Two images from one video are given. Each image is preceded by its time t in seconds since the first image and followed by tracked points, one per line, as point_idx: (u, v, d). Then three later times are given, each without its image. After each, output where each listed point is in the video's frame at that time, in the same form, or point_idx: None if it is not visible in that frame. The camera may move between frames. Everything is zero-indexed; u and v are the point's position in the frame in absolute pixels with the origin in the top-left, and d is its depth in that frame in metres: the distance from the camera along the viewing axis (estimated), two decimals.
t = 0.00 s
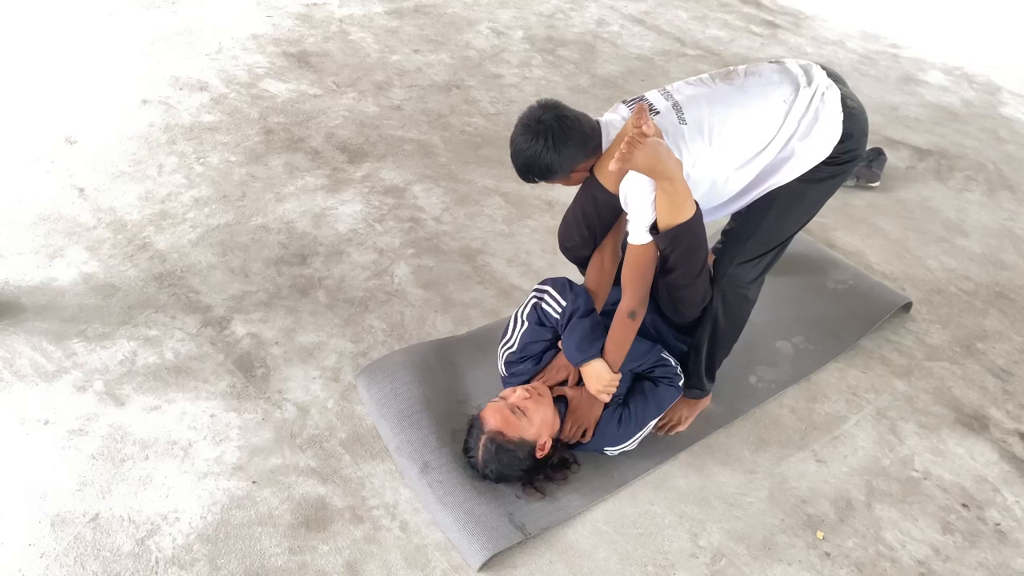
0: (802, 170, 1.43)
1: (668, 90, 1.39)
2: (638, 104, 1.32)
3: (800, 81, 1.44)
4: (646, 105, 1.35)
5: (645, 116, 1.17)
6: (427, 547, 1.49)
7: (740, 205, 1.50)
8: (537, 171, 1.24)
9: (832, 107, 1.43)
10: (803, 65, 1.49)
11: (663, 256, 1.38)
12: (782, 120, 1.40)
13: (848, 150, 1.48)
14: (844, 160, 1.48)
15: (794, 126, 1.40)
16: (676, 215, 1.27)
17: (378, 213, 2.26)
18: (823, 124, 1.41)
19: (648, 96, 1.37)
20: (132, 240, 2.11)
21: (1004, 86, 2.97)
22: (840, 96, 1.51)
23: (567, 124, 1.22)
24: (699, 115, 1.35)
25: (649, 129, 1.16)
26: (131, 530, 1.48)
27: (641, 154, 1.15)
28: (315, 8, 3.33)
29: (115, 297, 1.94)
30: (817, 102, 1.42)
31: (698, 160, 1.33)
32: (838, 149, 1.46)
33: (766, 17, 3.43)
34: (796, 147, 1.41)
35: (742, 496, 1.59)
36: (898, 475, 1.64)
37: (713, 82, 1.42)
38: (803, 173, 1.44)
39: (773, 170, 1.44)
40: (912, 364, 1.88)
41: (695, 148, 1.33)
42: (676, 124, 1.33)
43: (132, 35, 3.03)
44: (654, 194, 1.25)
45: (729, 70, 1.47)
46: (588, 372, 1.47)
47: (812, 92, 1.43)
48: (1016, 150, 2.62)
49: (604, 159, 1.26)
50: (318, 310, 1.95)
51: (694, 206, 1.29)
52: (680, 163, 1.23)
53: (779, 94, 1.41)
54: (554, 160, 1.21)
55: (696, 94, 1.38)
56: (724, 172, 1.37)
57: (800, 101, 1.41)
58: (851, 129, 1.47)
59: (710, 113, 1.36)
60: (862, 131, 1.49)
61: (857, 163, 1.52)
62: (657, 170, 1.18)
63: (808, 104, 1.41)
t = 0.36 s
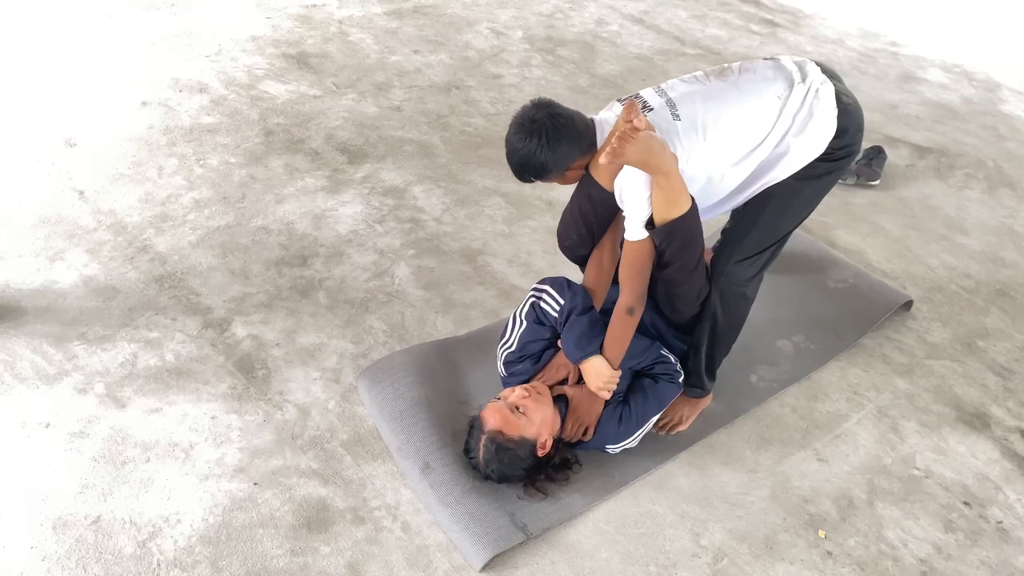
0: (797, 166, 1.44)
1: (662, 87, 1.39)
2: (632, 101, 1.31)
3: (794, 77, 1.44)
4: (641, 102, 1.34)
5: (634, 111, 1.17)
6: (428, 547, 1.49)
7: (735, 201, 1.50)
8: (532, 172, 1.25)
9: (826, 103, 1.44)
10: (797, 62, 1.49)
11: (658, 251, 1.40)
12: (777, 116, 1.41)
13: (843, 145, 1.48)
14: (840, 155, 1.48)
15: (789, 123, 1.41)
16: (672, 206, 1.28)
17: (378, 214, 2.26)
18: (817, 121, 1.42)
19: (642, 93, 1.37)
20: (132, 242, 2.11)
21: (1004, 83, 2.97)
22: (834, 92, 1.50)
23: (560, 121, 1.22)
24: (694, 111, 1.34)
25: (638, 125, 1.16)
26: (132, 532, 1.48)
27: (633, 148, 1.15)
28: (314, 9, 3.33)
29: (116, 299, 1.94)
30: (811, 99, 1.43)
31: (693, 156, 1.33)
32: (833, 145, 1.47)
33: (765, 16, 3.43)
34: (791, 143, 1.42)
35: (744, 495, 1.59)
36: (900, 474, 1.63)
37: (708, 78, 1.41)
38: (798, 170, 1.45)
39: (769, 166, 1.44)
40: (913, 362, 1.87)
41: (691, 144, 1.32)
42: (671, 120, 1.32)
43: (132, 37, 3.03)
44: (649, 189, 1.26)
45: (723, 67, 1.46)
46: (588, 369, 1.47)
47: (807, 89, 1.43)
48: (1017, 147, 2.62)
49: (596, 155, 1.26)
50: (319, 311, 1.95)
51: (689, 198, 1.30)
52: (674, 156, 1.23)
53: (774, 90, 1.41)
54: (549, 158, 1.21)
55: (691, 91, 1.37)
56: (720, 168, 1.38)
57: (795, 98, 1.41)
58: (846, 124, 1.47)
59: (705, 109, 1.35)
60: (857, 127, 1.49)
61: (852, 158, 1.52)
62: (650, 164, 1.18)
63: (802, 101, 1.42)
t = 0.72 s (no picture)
0: (793, 163, 1.44)
1: (657, 87, 1.39)
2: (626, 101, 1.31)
3: (788, 73, 1.44)
4: (635, 102, 1.35)
5: (626, 114, 1.19)
6: (429, 547, 1.49)
7: (733, 199, 1.51)
8: (530, 177, 1.25)
9: (820, 99, 1.43)
10: (792, 58, 1.50)
11: (656, 249, 1.41)
12: (771, 113, 1.41)
13: (838, 142, 1.49)
14: (835, 152, 1.49)
15: (782, 120, 1.41)
16: (671, 205, 1.30)
17: (377, 215, 2.26)
18: (812, 117, 1.42)
19: (636, 93, 1.37)
20: (132, 244, 2.11)
21: (1003, 81, 2.97)
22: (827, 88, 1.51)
23: (556, 124, 1.22)
24: (689, 110, 1.35)
25: (631, 127, 1.19)
26: (133, 533, 1.48)
27: (628, 152, 1.19)
28: (313, 11, 3.33)
29: (116, 301, 1.94)
30: (805, 95, 1.43)
31: (688, 154, 1.34)
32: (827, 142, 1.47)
33: (763, 15, 3.43)
34: (786, 140, 1.42)
35: (744, 493, 1.59)
36: (900, 470, 1.64)
37: (702, 77, 1.42)
38: (793, 166, 1.45)
39: (764, 163, 1.45)
40: (913, 359, 1.88)
41: (686, 142, 1.33)
42: (666, 119, 1.33)
43: (131, 39, 3.04)
44: (647, 188, 1.27)
45: (716, 65, 1.47)
46: (587, 368, 1.48)
47: (801, 85, 1.43)
48: (1015, 144, 2.62)
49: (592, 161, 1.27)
50: (319, 312, 1.95)
51: (687, 195, 1.32)
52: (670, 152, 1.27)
53: (768, 87, 1.41)
54: (546, 161, 1.21)
55: (685, 89, 1.37)
56: (715, 166, 1.38)
57: (789, 94, 1.41)
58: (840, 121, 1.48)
59: (699, 108, 1.35)
60: (850, 123, 1.50)
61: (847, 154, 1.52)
62: (646, 164, 1.22)
63: (795, 97, 1.42)
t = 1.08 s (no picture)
0: (792, 162, 1.45)
1: (655, 86, 1.39)
2: (625, 100, 1.31)
3: (787, 72, 1.44)
4: (634, 101, 1.35)
5: (625, 113, 1.19)
6: (430, 547, 1.49)
7: (733, 197, 1.51)
8: (530, 176, 1.25)
9: (820, 98, 1.43)
10: (791, 57, 1.50)
11: (656, 248, 1.41)
12: (770, 112, 1.41)
13: (836, 141, 1.49)
14: (833, 151, 1.49)
15: (782, 119, 1.41)
16: (671, 204, 1.30)
17: (377, 216, 2.27)
18: (811, 115, 1.42)
19: (635, 93, 1.37)
20: (132, 247, 2.11)
21: (1003, 78, 2.97)
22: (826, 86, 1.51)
23: (555, 124, 1.22)
24: (688, 109, 1.35)
25: (630, 126, 1.18)
26: (135, 535, 1.48)
27: (629, 152, 1.19)
28: (312, 13, 3.33)
29: (116, 303, 1.94)
30: (805, 94, 1.43)
31: (689, 154, 1.34)
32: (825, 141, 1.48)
33: (763, 14, 3.43)
34: (785, 139, 1.42)
35: (745, 492, 1.59)
36: (901, 469, 1.63)
37: (701, 76, 1.42)
38: (792, 165, 1.45)
39: (764, 163, 1.45)
40: (914, 357, 1.87)
41: (686, 142, 1.33)
42: (665, 119, 1.33)
43: (130, 43, 3.04)
44: (647, 188, 1.27)
45: (715, 64, 1.47)
46: (588, 368, 1.48)
47: (800, 84, 1.43)
48: (1016, 142, 2.62)
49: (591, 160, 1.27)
50: (319, 313, 1.96)
51: (687, 195, 1.32)
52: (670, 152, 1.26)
53: (767, 86, 1.41)
54: (545, 161, 1.21)
55: (684, 89, 1.37)
56: (715, 166, 1.38)
57: (788, 93, 1.41)
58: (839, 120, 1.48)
59: (698, 107, 1.35)
60: (849, 122, 1.50)
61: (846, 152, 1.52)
62: (646, 164, 1.21)
63: (795, 95, 1.42)
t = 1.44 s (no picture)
0: (790, 160, 1.43)
1: (651, 85, 1.39)
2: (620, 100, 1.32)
3: (782, 70, 1.44)
4: (630, 101, 1.35)
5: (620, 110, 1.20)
6: (432, 548, 1.49)
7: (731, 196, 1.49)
8: (526, 176, 1.26)
9: (816, 95, 1.43)
10: (787, 56, 1.50)
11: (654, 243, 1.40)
12: (766, 110, 1.41)
13: (835, 138, 1.48)
14: (832, 147, 1.48)
15: (777, 117, 1.41)
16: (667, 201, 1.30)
17: (379, 218, 2.27)
18: (807, 113, 1.42)
19: (631, 93, 1.37)
20: (135, 249, 2.12)
21: (1004, 78, 2.96)
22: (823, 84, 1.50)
23: (550, 123, 1.23)
24: (683, 108, 1.35)
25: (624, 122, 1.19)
26: (138, 537, 1.48)
27: (624, 147, 1.19)
28: (313, 15, 3.34)
29: (119, 306, 1.95)
30: (800, 91, 1.43)
31: (683, 151, 1.34)
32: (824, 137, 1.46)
33: (764, 15, 3.43)
34: (782, 136, 1.41)
35: (748, 492, 1.59)
36: (904, 469, 1.63)
37: (697, 75, 1.42)
38: (789, 163, 1.45)
39: (761, 161, 1.44)
40: (916, 357, 1.87)
41: (680, 140, 1.33)
42: (660, 117, 1.33)
43: (132, 46, 3.05)
44: (643, 185, 1.27)
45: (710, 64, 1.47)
46: (588, 368, 1.48)
47: (795, 81, 1.44)
48: (1018, 141, 2.62)
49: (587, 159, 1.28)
50: (321, 315, 1.96)
51: (683, 190, 1.31)
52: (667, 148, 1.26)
53: (762, 85, 1.42)
54: (540, 160, 1.22)
55: (679, 88, 1.38)
56: (710, 163, 1.38)
57: (783, 90, 1.41)
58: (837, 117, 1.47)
59: (693, 106, 1.36)
60: (847, 120, 1.49)
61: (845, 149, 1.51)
62: (643, 159, 1.21)
63: (790, 94, 1.42)
